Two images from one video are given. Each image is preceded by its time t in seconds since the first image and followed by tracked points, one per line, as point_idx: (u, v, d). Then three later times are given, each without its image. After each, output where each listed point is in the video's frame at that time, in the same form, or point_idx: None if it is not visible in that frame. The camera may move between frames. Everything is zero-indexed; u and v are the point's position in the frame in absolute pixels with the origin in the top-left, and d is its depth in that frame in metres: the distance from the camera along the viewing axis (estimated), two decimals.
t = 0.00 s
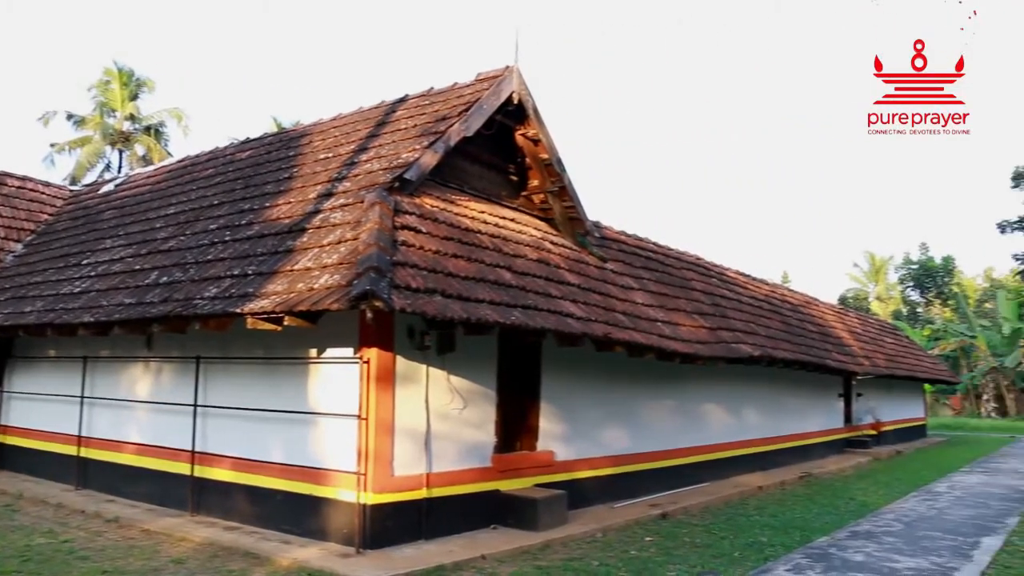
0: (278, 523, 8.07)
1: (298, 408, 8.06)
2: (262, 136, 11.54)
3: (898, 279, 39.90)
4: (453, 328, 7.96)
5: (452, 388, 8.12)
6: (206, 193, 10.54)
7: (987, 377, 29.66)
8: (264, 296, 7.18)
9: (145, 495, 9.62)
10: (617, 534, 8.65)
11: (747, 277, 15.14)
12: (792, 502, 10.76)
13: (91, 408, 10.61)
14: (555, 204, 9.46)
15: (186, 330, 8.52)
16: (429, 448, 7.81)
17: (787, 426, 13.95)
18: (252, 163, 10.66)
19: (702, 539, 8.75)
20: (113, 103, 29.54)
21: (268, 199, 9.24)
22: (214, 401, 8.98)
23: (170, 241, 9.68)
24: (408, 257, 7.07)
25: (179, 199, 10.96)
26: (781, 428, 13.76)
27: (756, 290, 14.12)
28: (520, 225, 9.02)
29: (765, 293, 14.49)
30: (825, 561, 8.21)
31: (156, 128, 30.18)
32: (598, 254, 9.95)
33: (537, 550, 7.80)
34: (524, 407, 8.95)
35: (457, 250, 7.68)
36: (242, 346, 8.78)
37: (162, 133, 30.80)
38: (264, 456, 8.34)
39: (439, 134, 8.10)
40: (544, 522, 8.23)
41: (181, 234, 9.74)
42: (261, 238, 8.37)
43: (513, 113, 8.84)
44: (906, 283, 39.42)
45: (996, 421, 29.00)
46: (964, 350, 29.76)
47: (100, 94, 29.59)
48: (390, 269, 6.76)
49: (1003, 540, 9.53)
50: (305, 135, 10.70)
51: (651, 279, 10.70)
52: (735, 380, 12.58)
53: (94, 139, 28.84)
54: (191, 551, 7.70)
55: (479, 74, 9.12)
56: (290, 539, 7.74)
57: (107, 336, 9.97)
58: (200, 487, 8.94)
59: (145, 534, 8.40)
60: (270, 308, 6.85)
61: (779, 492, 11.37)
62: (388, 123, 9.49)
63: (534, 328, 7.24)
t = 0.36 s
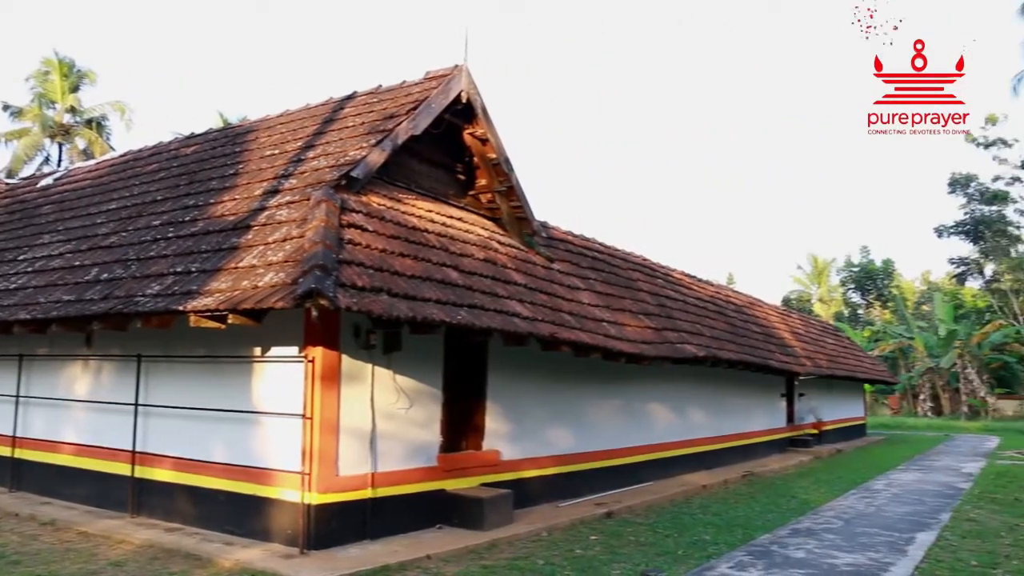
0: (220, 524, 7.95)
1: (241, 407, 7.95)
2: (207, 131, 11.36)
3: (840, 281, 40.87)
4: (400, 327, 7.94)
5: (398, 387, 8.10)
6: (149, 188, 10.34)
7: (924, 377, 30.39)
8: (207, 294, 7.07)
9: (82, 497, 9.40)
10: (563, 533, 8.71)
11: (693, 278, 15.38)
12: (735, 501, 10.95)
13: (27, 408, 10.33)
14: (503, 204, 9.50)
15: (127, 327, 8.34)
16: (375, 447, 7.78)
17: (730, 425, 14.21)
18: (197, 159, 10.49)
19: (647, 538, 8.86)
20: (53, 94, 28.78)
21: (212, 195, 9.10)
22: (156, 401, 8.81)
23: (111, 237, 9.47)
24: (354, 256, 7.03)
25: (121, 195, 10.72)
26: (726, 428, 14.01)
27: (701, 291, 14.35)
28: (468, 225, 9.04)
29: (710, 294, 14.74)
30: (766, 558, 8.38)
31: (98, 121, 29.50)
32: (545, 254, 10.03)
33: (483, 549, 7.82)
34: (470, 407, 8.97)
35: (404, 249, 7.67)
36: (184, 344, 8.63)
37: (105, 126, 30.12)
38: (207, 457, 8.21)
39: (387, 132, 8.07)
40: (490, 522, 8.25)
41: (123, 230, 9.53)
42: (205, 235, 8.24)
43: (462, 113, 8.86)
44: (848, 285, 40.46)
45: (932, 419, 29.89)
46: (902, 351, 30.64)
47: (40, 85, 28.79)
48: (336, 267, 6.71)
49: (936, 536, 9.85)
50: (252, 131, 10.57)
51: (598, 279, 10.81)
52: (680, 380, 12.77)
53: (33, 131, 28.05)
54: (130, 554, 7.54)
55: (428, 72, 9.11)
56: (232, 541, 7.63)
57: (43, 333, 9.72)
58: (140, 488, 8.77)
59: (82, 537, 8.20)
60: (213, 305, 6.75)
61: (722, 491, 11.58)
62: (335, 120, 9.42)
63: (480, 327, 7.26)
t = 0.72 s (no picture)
0: (166, 525, 7.82)
1: (188, 406, 7.83)
2: (156, 125, 11.17)
3: (788, 283, 41.63)
4: (350, 326, 7.90)
5: (348, 386, 8.06)
6: (95, 183, 10.12)
7: (869, 376, 30.93)
8: (154, 291, 6.95)
9: (22, 498, 9.17)
10: (513, 532, 8.74)
11: (645, 278, 15.56)
12: (684, 500, 11.11)
13: None
14: (455, 203, 9.52)
15: (70, 325, 8.16)
16: (324, 447, 7.72)
17: (679, 425, 14.40)
18: (145, 153, 10.31)
19: (597, 537, 8.94)
20: None
21: (161, 191, 8.95)
22: (100, 400, 8.63)
23: (54, 233, 9.26)
24: (304, 253, 6.98)
25: (65, 189, 10.48)
26: (675, 427, 14.21)
27: (651, 291, 14.53)
28: (419, 223, 9.04)
29: (661, 295, 14.93)
30: (714, 556, 8.51)
31: (41, 113, 28.77)
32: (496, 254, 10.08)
33: (433, 549, 7.80)
34: (420, 407, 8.95)
35: (355, 247, 7.63)
36: (130, 342, 8.48)
37: (48, 119, 29.38)
38: (153, 457, 8.08)
39: (339, 129, 8.03)
40: (440, 522, 8.24)
41: (67, 226, 9.32)
42: (153, 231, 8.11)
43: (414, 112, 8.86)
44: (796, 287, 41.25)
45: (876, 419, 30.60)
46: (848, 352, 31.35)
47: None
48: (286, 265, 6.65)
49: (878, 533, 10.10)
50: (201, 127, 10.42)
51: (549, 279, 10.88)
52: (629, 380, 12.91)
53: None
54: (72, 557, 7.38)
55: (381, 70, 9.10)
56: (178, 542, 7.51)
57: None
58: (83, 490, 8.59)
59: (22, 540, 8.00)
60: (160, 303, 6.65)
61: (672, 490, 11.73)
62: (287, 117, 9.34)
63: (431, 326, 7.25)
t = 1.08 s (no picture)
0: (113, 527, 7.67)
1: (137, 406, 7.70)
2: (105, 119, 10.95)
3: (740, 283, 42.25)
4: (302, 324, 7.83)
5: (300, 385, 8.00)
6: (41, 177, 9.89)
7: (818, 377, 31.69)
8: (101, 288, 6.82)
9: None
10: (466, 532, 8.75)
11: (599, 279, 15.70)
12: (636, 499, 11.23)
13: None
14: (409, 202, 9.51)
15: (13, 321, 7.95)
16: (275, 446, 7.65)
17: (631, 425, 14.55)
18: (94, 148, 10.10)
19: (549, 536, 9.00)
20: None
21: (109, 186, 8.78)
22: (44, 399, 8.44)
23: None
24: (256, 251, 6.90)
25: (10, 183, 10.21)
26: (627, 427, 14.36)
27: (605, 292, 14.66)
28: (373, 222, 9.01)
29: (614, 295, 15.07)
30: (664, 555, 8.62)
31: None
32: (450, 253, 10.09)
33: (385, 549, 7.78)
34: (372, 406, 8.91)
35: (307, 246, 7.57)
36: (77, 340, 8.31)
37: None
38: (99, 457, 7.92)
39: (292, 126, 7.96)
40: (392, 522, 8.22)
41: (10, 221, 9.08)
42: (101, 227, 7.95)
43: (369, 109, 8.83)
44: (748, 288, 41.88)
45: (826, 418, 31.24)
46: (798, 352, 31.93)
47: None
48: (237, 263, 6.56)
49: (826, 530, 10.33)
50: (152, 121, 10.24)
51: (503, 279, 10.92)
52: (582, 380, 13.01)
53: None
54: (13, 561, 7.19)
55: (336, 67, 9.06)
56: (125, 544, 7.37)
57: None
58: (26, 491, 8.38)
59: None
60: (108, 300, 6.52)
61: (624, 489, 11.85)
62: (240, 113, 9.24)
63: (383, 326, 7.23)
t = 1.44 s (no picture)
0: (59, 528, 7.51)
1: (86, 405, 7.56)
2: (55, 113, 10.71)
3: (695, 284, 42.69)
4: (257, 323, 7.76)
5: (254, 384, 7.92)
6: None
7: (772, 378, 32.21)
8: (50, 285, 6.67)
9: None
10: (421, 532, 8.75)
11: (556, 279, 15.78)
12: (591, 498, 11.32)
13: None
14: (365, 200, 9.47)
15: None
16: (228, 446, 7.56)
17: (587, 425, 14.66)
18: (43, 141, 9.88)
19: (504, 536, 9.03)
20: None
21: (59, 181, 8.60)
22: None
23: None
24: (209, 248, 6.82)
25: None
26: (583, 426, 14.48)
27: (561, 292, 14.75)
28: (329, 220, 8.95)
29: (570, 295, 15.17)
30: (618, 554, 8.70)
31: None
32: (406, 252, 10.07)
33: (339, 549, 7.74)
34: (326, 406, 8.85)
35: (262, 243, 7.50)
36: (23, 338, 8.12)
37: None
38: (46, 457, 7.75)
39: (248, 122, 7.88)
40: (346, 522, 8.18)
41: None
42: (50, 223, 7.78)
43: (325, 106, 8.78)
44: (703, 289, 42.31)
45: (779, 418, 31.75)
46: (751, 353, 32.37)
47: None
48: (191, 260, 6.47)
49: (778, 528, 10.51)
50: (104, 116, 10.05)
51: (459, 278, 10.93)
52: (538, 380, 13.07)
53: None
54: None
55: (292, 64, 8.99)
56: (72, 546, 7.22)
57: None
58: None
59: None
60: (56, 298, 6.39)
61: (578, 488, 11.94)
62: (195, 108, 9.12)
63: (339, 324, 7.20)
